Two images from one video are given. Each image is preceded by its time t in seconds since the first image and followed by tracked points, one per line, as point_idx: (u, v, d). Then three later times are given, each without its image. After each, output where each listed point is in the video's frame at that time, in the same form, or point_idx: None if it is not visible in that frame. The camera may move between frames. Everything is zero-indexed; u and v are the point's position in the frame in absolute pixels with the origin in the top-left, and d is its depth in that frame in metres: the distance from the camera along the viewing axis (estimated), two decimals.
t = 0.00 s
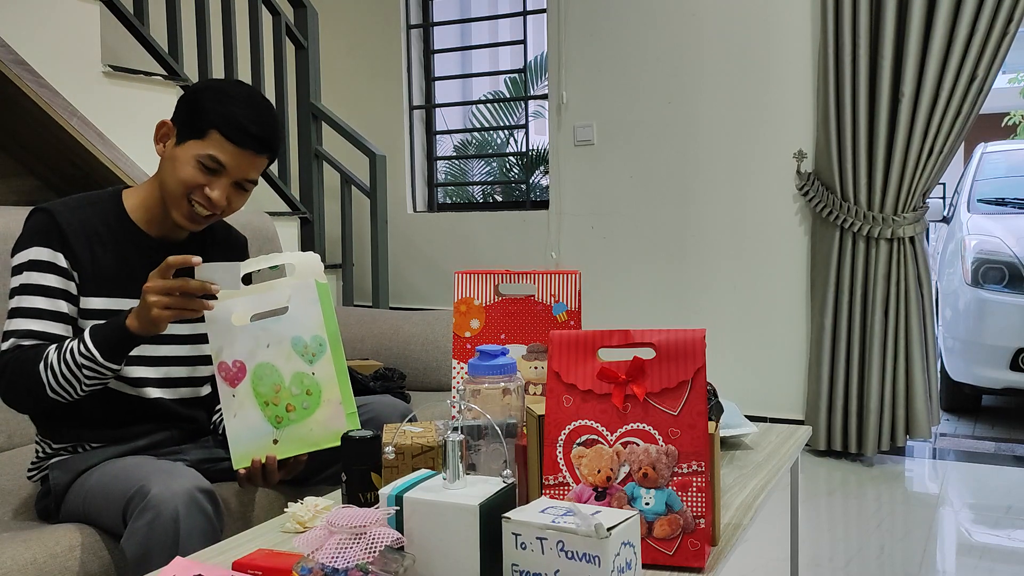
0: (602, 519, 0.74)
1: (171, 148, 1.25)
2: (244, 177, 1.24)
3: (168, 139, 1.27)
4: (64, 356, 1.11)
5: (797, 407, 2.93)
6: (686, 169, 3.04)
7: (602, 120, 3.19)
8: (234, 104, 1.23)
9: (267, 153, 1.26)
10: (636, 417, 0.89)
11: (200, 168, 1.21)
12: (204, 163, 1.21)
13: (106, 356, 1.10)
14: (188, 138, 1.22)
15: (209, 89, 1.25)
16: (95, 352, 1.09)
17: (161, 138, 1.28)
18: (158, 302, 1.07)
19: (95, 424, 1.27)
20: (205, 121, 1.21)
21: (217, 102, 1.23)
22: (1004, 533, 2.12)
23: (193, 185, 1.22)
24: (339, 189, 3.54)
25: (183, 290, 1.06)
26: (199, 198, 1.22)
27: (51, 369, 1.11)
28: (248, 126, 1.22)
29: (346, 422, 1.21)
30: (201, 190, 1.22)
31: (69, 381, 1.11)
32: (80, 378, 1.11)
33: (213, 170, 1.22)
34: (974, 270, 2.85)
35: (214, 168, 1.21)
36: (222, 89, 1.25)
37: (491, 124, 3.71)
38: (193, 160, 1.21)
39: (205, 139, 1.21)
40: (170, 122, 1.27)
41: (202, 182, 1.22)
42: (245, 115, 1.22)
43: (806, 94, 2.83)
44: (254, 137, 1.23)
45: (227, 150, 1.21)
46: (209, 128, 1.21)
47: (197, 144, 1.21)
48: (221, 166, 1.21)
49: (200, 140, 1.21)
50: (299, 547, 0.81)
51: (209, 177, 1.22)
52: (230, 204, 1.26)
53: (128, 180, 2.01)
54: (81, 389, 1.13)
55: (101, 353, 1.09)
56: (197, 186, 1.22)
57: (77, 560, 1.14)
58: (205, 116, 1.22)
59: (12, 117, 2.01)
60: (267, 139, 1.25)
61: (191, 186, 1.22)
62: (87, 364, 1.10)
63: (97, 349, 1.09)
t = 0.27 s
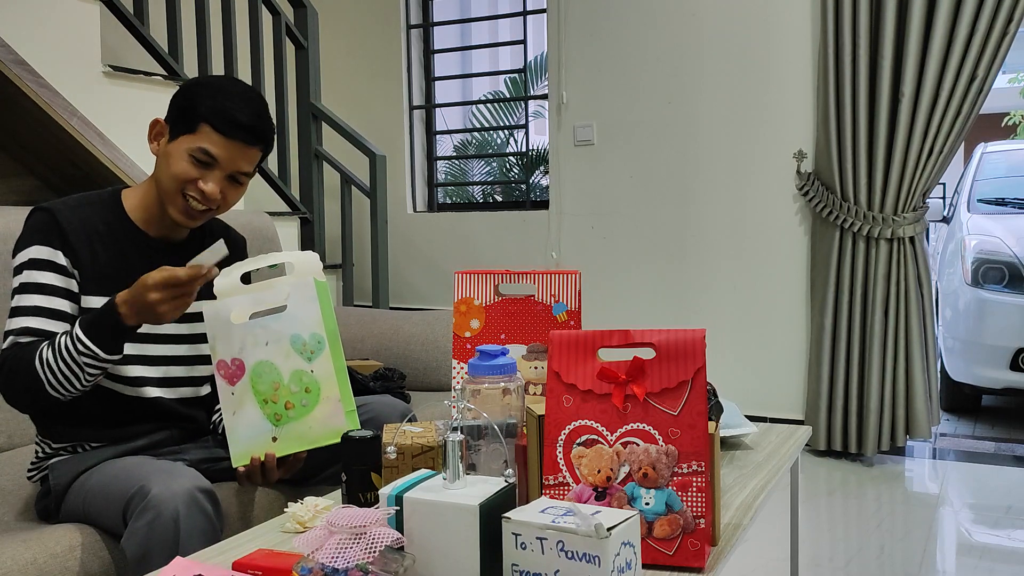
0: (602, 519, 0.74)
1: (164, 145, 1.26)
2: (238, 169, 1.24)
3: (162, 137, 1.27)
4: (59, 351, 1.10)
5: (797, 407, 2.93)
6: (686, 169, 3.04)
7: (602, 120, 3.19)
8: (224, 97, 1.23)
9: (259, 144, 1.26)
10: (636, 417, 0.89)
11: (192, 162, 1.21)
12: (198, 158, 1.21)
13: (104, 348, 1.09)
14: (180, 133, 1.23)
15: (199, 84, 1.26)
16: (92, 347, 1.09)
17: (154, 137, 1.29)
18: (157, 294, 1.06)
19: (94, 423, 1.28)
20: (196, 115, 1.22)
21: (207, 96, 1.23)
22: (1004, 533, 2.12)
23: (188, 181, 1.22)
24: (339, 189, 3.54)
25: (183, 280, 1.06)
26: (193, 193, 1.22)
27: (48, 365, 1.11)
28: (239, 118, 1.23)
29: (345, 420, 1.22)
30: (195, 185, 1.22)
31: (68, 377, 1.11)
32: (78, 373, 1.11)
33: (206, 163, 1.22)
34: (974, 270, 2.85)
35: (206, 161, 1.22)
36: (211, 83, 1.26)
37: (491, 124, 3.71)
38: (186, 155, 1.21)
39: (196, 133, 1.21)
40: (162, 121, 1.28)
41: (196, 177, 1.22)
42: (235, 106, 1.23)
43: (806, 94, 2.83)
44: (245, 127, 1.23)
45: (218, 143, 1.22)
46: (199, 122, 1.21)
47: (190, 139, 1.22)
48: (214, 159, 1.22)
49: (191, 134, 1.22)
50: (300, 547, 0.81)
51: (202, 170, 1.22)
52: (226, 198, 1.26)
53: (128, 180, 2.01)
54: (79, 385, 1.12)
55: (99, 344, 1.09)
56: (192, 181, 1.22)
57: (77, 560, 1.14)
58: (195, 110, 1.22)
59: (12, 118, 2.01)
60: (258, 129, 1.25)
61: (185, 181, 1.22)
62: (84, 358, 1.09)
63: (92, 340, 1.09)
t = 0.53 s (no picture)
0: (602, 519, 0.74)
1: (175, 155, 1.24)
2: (253, 180, 1.27)
3: (168, 144, 1.25)
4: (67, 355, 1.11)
5: (797, 407, 2.93)
6: (687, 169, 3.04)
7: (602, 120, 3.19)
8: (238, 108, 1.23)
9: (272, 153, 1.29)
10: (636, 417, 0.89)
11: (210, 176, 1.22)
12: (217, 173, 1.22)
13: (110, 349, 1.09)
14: (194, 145, 1.22)
15: (207, 92, 1.25)
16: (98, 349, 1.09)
17: (159, 144, 1.26)
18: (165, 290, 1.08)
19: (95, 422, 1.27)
20: (211, 128, 1.22)
21: (221, 106, 1.23)
22: (1004, 533, 2.12)
23: (207, 196, 1.23)
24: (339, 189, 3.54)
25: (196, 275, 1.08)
26: (211, 205, 1.24)
27: (58, 367, 1.12)
28: (255, 130, 1.24)
29: (344, 420, 1.21)
30: (213, 197, 1.24)
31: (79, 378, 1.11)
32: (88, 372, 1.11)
33: (224, 176, 1.23)
34: (974, 270, 2.85)
35: (225, 174, 1.23)
36: (218, 89, 1.25)
37: (491, 124, 3.71)
38: (204, 168, 1.22)
39: (214, 147, 1.22)
40: (168, 127, 1.26)
41: (215, 192, 1.24)
42: (250, 118, 1.24)
43: (806, 94, 2.83)
44: (262, 141, 1.25)
45: (237, 157, 1.23)
46: (217, 136, 1.22)
47: (207, 153, 1.22)
48: (234, 174, 1.23)
49: (208, 148, 1.22)
50: (300, 547, 0.81)
51: (221, 184, 1.23)
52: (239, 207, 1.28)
53: (128, 180, 2.01)
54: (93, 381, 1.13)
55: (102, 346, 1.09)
56: (210, 196, 1.24)
57: (78, 560, 1.14)
58: (211, 123, 1.22)
59: (12, 118, 2.01)
60: (271, 140, 1.27)
61: (203, 194, 1.23)
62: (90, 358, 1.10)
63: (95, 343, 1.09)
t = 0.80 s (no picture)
0: (602, 519, 0.74)
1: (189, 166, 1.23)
2: (267, 193, 1.27)
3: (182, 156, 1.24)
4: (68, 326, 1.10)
5: (797, 407, 2.93)
6: (687, 169, 3.04)
7: (602, 120, 3.19)
8: (253, 122, 1.23)
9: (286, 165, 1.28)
10: (636, 417, 0.89)
11: (227, 189, 1.22)
12: (234, 189, 1.22)
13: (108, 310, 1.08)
14: (211, 158, 1.21)
15: (217, 100, 1.24)
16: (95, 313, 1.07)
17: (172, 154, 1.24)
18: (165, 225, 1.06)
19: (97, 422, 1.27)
20: (228, 144, 1.21)
21: (236, 120, 1.22)
22: (1004, 533, 2.12)
23: (223, 211, 1.23)
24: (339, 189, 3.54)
25: (180, 225, 1.10)
26: (226, 218, 1.24)
27: (62, 346, 1.11)
28: (272, 145, 1.23)
29: (342, 415, 1.20)
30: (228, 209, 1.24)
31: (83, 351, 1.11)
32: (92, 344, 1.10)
33: (241, 190, 1.23)
34: (974, 270, 2.85)
35: (242, 188, 1.22)
36: (231, 101, 1.25)
37: (491, 124, 3.72)
38: (220, 182, 1.21)
39: (231, 161, 1.21)
40: (182, 138, 1.24)
41: (231, 207, 1.23)
42: (267, 133, 1.23)
43: (806, 94, 2.83)
44: (278, 155, 1.25)
45: (254, 171, 1.22)
46: (234, 150, 1.21)
47: (224, 169, 1.21)
48: (249, 189, 1.23)
49: (225, 161, 1.21)
50: (300, 547, 0.81)
51: (237, 197, 1.23)
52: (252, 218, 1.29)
53: (128, 180, 2.01)
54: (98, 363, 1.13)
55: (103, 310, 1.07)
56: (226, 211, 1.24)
57: (78, 560, 1.14)
58: (227, 137, 1.21)
59: (12, 117, 2.01)
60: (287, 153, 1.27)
61: (219, 207, 1.23)
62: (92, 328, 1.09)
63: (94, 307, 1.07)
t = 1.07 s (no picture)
0: (603, 519, 0.74)
1: (185, 177, 1.24)
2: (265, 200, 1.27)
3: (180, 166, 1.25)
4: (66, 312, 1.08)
5: (797, 407, 2.93)
6: (686, 169, 3.04)
7: (602, 120, 3.19)
8: (249, 133, 1.21)
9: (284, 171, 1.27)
10: (636, 417, 0.89)
11: (222, 201, 1.22)
12: (229, 199, 1.23)
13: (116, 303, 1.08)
14: (204, 169, 1.21)
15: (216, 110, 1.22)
16: (102, 302, 1.07)
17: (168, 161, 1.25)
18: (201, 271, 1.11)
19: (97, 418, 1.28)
20: (222, 156, 1.20)
21: (231, 131, 1.20)
22: (1003, 533, 2.13)
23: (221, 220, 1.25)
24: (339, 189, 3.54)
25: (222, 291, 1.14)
26: (224, 226, 1.26)
27: (53, 330, 1.08)
28: (267, 157, 1.21)
29: (325, 411, 1.20)
30: (225, 218, 1.25)
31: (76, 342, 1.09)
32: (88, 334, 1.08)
33: (236, 201, 1.23)
34: (974, 270, 2.85)
35: (237, 199, 1.23)
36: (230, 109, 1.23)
37: (491, 124, 3.72)
38: (214, 194, 1.22)
39: (225, 173, 1.21)
40: (176, 148, 1.24)
41: (227, 215, 1.24)
42: (262, 144, 1.21)
43: (806, 94, 2.83)
44: (274, 165, 1.23)
45: (248, 183, 1.22)
46: (227, 163, 1.20)
47: (218, 180, 1.21)
48: (245, 198, 1.23)
49: (218, 174, 1.21)
50: (299, 547, 0.81)
51: (233, 208, 1.24)
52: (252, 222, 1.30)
53: (128, 179, 2.01)
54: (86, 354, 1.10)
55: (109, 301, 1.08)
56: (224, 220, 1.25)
57: (77, 560, 1.14)
58: (220, 149, 1.20)
59: (11, 118, 2.01)
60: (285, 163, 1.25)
61: (216, 216, 1.24)
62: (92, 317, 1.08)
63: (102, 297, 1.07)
